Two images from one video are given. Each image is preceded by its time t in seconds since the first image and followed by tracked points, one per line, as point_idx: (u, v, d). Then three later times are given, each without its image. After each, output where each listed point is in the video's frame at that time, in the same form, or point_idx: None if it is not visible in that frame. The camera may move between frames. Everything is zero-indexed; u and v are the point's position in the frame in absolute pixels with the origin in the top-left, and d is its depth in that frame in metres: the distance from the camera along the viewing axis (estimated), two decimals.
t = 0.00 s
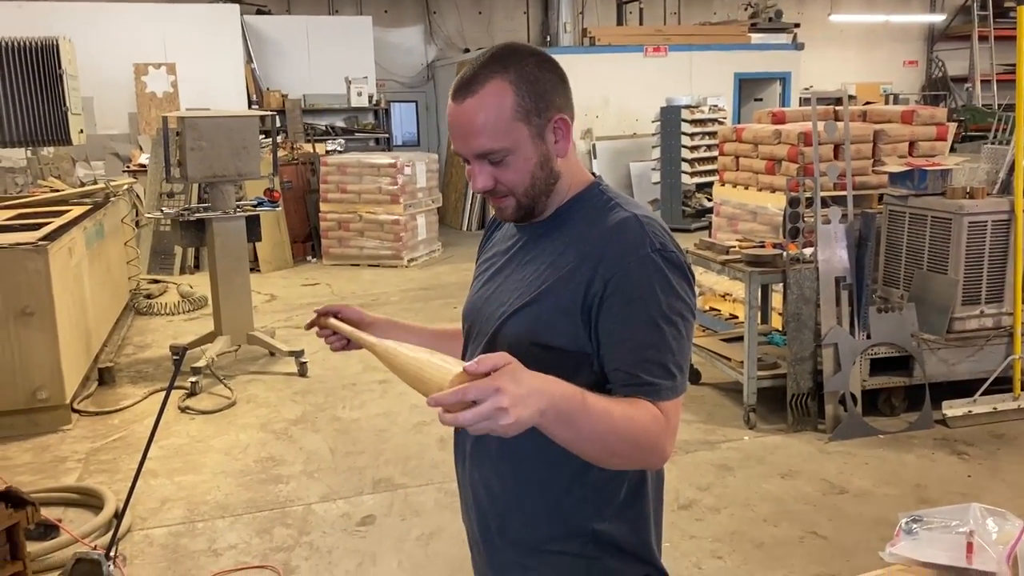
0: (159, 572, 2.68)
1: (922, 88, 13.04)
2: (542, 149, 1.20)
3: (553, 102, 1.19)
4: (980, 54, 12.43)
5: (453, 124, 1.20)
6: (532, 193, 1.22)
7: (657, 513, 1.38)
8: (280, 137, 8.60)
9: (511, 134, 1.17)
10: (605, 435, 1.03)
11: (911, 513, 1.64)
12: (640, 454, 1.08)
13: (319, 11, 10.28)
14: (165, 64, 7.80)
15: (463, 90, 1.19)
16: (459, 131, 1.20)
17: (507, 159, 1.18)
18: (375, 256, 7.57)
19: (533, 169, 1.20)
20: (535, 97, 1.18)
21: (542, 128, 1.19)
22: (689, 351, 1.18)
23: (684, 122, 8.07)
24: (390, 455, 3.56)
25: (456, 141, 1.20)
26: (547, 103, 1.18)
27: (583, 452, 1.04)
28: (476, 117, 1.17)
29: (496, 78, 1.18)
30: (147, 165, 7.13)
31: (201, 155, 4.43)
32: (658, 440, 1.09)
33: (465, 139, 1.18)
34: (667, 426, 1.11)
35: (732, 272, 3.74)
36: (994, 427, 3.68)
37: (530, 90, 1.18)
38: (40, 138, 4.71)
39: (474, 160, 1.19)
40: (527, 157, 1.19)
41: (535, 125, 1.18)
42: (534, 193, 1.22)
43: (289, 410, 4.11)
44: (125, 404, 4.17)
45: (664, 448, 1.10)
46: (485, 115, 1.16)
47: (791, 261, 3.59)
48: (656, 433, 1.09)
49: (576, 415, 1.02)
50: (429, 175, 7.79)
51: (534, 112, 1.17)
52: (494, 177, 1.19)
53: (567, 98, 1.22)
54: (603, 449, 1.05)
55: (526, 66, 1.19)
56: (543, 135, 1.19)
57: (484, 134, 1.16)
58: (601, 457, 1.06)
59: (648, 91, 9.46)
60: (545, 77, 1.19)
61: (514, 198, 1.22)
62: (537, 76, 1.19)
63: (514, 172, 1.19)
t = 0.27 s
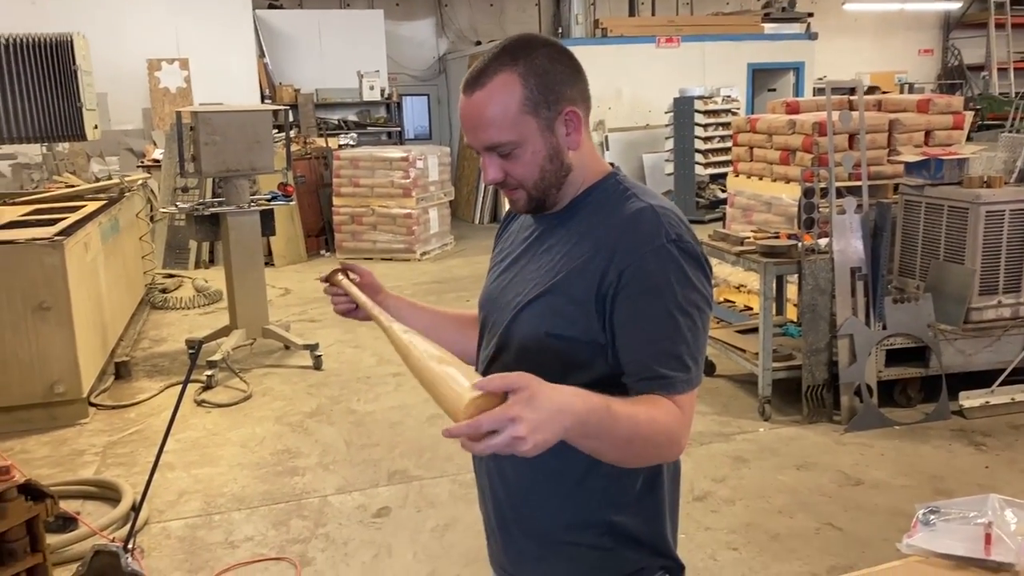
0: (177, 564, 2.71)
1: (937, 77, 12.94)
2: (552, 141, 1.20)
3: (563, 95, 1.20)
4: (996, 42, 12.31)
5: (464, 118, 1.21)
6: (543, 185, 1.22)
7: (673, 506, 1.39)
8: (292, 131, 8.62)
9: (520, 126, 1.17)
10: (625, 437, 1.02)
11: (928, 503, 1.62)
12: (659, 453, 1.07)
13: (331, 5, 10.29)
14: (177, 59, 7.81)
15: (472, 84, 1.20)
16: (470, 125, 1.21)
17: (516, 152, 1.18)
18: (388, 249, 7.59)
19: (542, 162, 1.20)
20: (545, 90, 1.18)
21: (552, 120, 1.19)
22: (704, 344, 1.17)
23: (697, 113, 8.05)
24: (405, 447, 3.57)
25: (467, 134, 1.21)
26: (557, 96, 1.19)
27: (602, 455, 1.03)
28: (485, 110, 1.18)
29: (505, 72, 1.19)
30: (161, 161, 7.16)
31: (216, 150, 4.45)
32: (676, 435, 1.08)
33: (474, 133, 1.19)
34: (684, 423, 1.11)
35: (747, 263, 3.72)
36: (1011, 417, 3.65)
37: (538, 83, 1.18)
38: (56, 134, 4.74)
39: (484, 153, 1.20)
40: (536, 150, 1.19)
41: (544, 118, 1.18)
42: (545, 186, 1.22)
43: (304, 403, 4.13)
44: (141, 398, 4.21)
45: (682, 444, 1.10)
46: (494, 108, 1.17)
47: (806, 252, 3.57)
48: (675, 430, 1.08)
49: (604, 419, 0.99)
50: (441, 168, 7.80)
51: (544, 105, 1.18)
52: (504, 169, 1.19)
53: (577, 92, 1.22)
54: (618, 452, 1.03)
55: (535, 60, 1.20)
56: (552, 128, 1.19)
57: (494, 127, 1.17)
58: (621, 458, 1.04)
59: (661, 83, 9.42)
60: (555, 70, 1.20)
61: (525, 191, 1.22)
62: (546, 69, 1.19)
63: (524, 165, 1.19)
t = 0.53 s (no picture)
0: (188, 563, 2.72)
1: (949, 72, 12.85)
2: (567, 139, 1.19)
3: (582, 93, 1.19)
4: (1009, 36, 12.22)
5: (481, 108, 1.20)
6: (555, 182, 1.21)
7: (684, 506, 1.38)
8: (303, 130, 8.65)
9: (537, 121, 1.16)
10: (615, 441, 1.02)
11: (940, 503, 1.61)
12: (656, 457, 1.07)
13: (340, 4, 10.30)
14: (187, 59, 7.86)
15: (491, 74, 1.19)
16: (485, 116, 1.19)
17: (530, 146, 1.17)
18: (398, 247, 7.60)
19: (557, 159, 1.19)
20: (565, 86, 1.17)
21: (570, 117, 1.18)
22: (714, 346, 1.17)
23: (707, 110, 8.02)
24: (416, 446, 3.57)
25: (482, 125, 1.20)
26: (576, 94, 1.18)
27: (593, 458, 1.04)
28: (502, 101, 1.17)
29: (526, 66, 1.18)
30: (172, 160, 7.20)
31: (226, 149, 4.46)
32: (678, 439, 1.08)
33: (489, 123, 1.18)
34: (688, 428, 1.09)
35: (757, 260, 3.71)
36: None
37: (559, 79, 1.17)
38: (67, 135, 4.76)
39: (497, 145, 1.18)
40: (552, 146, 1.18)
41: (562, 114, 1.17)
42: (556, 183, 1.21)
43: (315, 402, 4.14)
44: (153, 397, 4.23)
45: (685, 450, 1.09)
46: (512, 100, 1.16)
47: (818, 249, 3.56)
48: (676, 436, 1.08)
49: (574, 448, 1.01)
50: (451, 166, 7.80)
51: (562, 101, 1.17)
52: (516, 163, 1.18)
53: (596, 91, 1.21)
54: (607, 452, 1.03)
55: (557, 55, 1.19)
56: (569, 126, 1.18)
57: (509, 119, 1.16)
58: (614, 459, 1.04)
59: (670, 79, 9.39)
60: (575, 67, 1.19)
61: (536, 187, 1.21)
62: (567, 65, 1.18)
63: (537, 159, 1.18)
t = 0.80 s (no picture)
0: (195, 564, 2.74)
1: (959, 72, 12.79)
2: (598, 138, 1.19)
3: (621, 97, 1.19)
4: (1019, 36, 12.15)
5: (518, 90, 1.19)
6: (577, 178, 1.21)
7: (689, 508, 1.39)
8: (310, 131, 8.67)
9: (576, 114, 1.16)
10: (569, 433, 1.06)
11: (946, 505, 1.60)
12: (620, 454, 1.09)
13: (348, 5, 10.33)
14: (196, 61, 7.86)
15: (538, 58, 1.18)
16: (521, 100, 1.19)
17: (562, 138, 1.17)
18: (405, 248, 7.61)
19: (585, 156, 1.19)
20: (606, 86, 1.17)
21: (604, 117, 1.18)
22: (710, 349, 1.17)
23: (715, 110, 8.00)
24: (422, 447, 3.58)
25: (516, 107, 1.19)
26: (613, 96, 1.18)
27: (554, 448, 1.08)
28: (545, 87, 1.16)
29: (573, 56, 1.17)
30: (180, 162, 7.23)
31: (233, 151, 4.48)
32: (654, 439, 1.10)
33: (527, 107, 1.17)
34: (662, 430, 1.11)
35: (764, 262, 3.70)
36: None
37: (603, 79, 1.17)
38: (76, 137, 4.79)
39: (531, 130, 1.18)
40: (584, 142, 1.18)
41: (599, 113, 1.18)
42: (578, 179, 1.21)
43: (322, 403, 4.15)
44: (161, 398, 4.25)
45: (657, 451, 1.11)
46: (556, 89, 1.15)
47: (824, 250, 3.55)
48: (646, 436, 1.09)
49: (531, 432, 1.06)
50: (458, 167, 7.80)
51: (601, 100, 1.17)
52: (546, 152, 1.18)
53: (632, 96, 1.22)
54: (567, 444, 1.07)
55: (603, 53, 1.19)
56: (602, 126, 1.19)
57: (548, 108, 1.15)
58: (573, 451, 1.08)
59: (678, 80, 9.37)
60: (618, 69, 1.19)
61: (558, 180, 1.20)
62: (613, 65, 1.18)
63: (566, 152, 1.18)
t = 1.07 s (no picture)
0: (202, 564, 2.75)
1: (966, 76, 12.77)
2: (617, 136, 1.20)
3: (644, 98, 1.21)
4: None
5: (544, 77, 1.20)
6: (592, 172, 1.22)
7: (695, 510, 1.40)
8: (318, 134, 8.69)
9: (600, 108, 1.17)
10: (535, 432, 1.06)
11: (954, 510, 1.62)
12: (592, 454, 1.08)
13: (355, 8, 10.36)
14: (204, 64, 7.88)
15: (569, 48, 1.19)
16: (546, 88, 1.20)
17: (584, 130, 1.18)
18: (412, 251, 7.62)
19: (604, 150, 1.20)
20: (632, 86, 1.19)
21: (626, 117, 1.20)
22: (702, 359, 1.16)
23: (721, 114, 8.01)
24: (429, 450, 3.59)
25: (542, 94, 1.20)
26: (637, 98, 1.20)
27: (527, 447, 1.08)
28: (572, 78, 1.17)
29: (604, 51, 1.18)
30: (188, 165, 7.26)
31: (241, 154, 4.51)
32: (627, 440, 1.09)
33: (553, 94, 1.18)
34: (636, 433, 1.09)
35: (770, 265, 3.70)
36: None
37: (630, 78, 1.19)
38: (85, 139, 4.81)
39: (554, 118, 1.19)
40: (605, 136, 1.19)
41: (622, 112, 1.19)
42: (593, 174, 1.22)
43: (329, 405, 4.17)
44: (168, 400, 4.27)
45: (630, 454, 1.09)
46: (584, 81, 1.17)
47: (830, 254, 3.55)
48: (618, 436, 1.08)
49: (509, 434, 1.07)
50: (464, 170, 7.82)
51: (625, 99, 1.19)
52: (565, 141, 1.19)
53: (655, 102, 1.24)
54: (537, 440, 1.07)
55: (632, 55, 1.20)
56: (624, 125, 1.20)
57: (574, 98, 1.17)
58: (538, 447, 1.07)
59: (685, 83, 9.37)
60: (645, 73, 1.21)
61: (574, 171, 1.22)
62: (641, 68, 1.20)
63: (586, 144, 1.19)
